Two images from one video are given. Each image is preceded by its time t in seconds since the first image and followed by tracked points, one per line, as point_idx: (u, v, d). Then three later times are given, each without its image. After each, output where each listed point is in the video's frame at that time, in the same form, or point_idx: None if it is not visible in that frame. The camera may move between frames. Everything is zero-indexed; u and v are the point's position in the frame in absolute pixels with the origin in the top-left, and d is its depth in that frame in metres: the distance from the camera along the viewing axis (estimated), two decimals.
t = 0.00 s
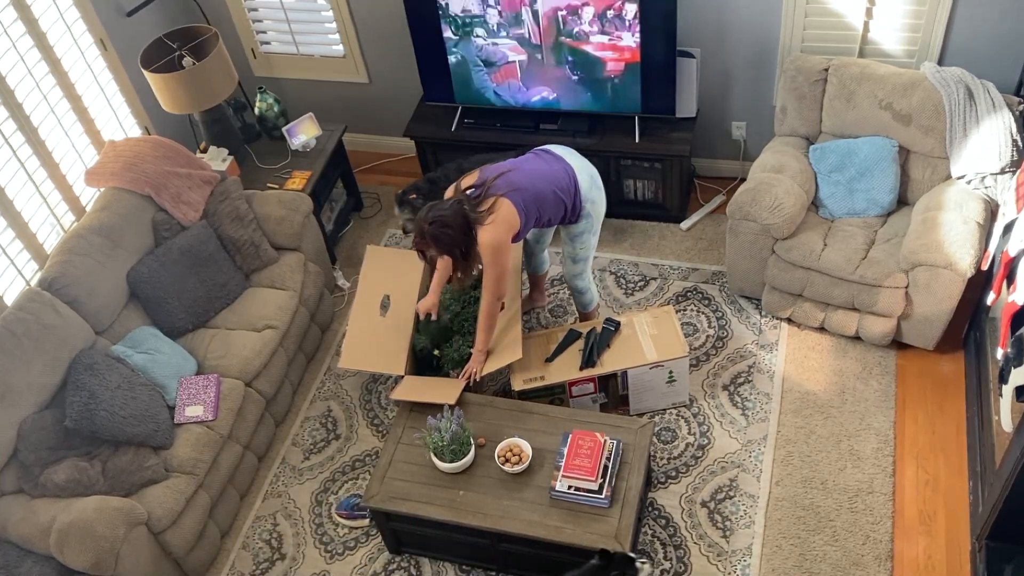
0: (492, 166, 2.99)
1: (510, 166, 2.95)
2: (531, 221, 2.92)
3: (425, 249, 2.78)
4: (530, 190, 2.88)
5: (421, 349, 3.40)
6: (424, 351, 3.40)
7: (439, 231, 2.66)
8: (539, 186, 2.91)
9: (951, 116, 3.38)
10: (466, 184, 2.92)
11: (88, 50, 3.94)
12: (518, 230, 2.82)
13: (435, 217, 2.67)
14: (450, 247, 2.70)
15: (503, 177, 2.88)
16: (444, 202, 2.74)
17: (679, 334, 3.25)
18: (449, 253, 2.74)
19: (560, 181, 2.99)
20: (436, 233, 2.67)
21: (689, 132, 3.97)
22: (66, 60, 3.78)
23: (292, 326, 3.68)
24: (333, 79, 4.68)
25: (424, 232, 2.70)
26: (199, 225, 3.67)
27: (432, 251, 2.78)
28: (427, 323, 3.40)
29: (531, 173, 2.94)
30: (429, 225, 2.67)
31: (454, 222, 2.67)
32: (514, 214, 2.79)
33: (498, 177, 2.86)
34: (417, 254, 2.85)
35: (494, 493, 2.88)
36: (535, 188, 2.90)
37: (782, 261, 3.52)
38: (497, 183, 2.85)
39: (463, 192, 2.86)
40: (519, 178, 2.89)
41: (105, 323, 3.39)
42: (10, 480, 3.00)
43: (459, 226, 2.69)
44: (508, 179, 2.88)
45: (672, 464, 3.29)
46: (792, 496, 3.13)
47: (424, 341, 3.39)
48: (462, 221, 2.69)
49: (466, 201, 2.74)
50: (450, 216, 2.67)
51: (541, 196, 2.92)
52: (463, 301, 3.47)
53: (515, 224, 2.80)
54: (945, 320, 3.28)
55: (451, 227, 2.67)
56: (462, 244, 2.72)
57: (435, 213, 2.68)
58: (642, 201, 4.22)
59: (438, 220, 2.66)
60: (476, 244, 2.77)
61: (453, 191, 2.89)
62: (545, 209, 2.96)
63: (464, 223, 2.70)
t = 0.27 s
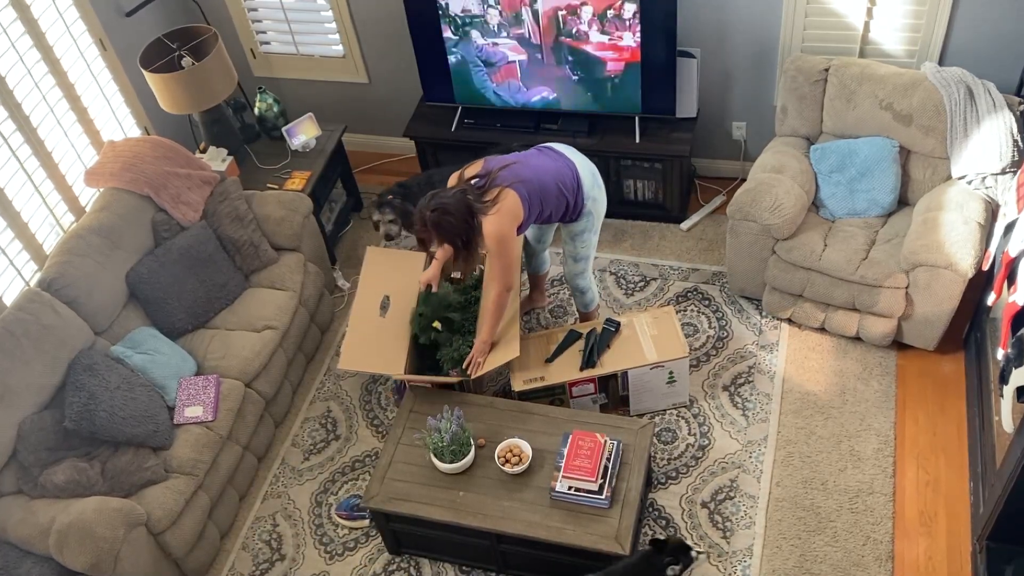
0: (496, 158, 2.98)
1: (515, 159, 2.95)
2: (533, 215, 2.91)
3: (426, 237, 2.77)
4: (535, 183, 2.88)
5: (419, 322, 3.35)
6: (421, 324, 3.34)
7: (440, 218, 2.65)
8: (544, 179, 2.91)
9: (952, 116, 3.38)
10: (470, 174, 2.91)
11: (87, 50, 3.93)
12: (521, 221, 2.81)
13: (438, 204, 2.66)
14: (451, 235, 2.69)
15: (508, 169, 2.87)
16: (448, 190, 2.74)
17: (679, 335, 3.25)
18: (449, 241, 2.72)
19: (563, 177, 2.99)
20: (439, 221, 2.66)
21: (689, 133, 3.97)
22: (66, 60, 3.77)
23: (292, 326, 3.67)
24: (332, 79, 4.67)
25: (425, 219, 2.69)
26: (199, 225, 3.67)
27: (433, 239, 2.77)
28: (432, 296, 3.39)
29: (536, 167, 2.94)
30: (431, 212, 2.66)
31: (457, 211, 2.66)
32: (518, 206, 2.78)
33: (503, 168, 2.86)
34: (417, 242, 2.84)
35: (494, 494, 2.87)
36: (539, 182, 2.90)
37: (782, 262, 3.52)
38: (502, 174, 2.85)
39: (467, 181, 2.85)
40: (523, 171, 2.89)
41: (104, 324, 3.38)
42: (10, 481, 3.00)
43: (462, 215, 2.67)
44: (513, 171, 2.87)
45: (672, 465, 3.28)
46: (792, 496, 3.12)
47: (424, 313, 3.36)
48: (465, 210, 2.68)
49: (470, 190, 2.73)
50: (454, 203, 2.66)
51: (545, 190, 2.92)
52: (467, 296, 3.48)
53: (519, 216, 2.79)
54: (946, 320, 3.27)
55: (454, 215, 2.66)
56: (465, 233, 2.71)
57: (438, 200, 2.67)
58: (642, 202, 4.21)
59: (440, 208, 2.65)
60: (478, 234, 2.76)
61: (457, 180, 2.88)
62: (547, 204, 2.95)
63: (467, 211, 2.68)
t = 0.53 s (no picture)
0: (499, 147, 2.98)
1: (518, 150, 2.95)
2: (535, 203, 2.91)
3: (422, 220, 2.77)
4: (536, 173, 2.88)
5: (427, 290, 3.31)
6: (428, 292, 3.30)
7: (439, 200, 2.65)
8: (546, 171, 2.91)
9: (952, 116, 3.37)
10: (472, 160, 2.90)
11: (87, 50, 3.93)
12: (522, 208, 2.81)
13: (436, 185, 2.67)
14: (448, 217, 2.69)
15: (511, 157, 2.87)
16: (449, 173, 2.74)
17: (680, 336, 3.24)
18: (448, 224, 2.72)
19: (565, 171, 2.99)
20: (437, 202, 2.66)
21: (689, 133, 3.97)
22: (65, 60, 3.77)
23: (292, 327, 3.67)
24: (332, 79, 4.67)
25: (423, 200, 2.69)
26: (199, 226, 3.67)
27: (430, 222, 2.77)
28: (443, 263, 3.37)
29: (539, 158, 2.94)
30: (429, 193, 2.67)
31: (456, 193, 2.66)
32: (520, 193, 2.78)
33: (506, 157, 2.86)
34: (415, 225, 2.84)
35: (494, 495, 2.87)
36: (541, 173, 2.90)
37: (782, 262, 3.51)
38: (505, 162, 2.85)
39: (468, 167, 2.85)
40: (526, 161, 2.89)
41: (104, 324, 3.38)
42: (9, 482, 2.99)
43: (461, 198, 2.68)
44: (516, 160, 2.88)
45: (672, 466, 3.28)
46: (793, 497, 3.12)
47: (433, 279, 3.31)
48: (464, 194, 2.68)
49: (471, 175, 2.73)
50: (452, 185, 2.66)
51: (546, 182, 2.91)
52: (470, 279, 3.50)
53: (521, 202, 2.79)
54: (946, 321, 3.27)
55: (452, 196, 2.66)
56: (462, 216, 2.71)
57: (437, 181, 2.68)
58: (642, 202, 4.21)
59: (438, 189, 2.66)
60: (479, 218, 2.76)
61: (458, 165, 2.88)
62: (548, 196, 2.95)
63: (467, 194, 2.68)
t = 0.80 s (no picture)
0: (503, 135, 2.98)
1: (522, 140, 2.95)
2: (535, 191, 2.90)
3: (418, 196, 2.75)
4: (538, 164, 2.87)
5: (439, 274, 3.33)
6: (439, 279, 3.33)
7: (438, 177, 2.64)
8: (547, 162, 2.91)
9: (953, 116, 3.37)
10: (475, 144, 2.89)
11: (86, 50, 3.93)
12: (521, 194, 2.80)
13: (437, 163, 2.65)
14: (446, 196, 2.67)
15: (514, 145, 2.87)
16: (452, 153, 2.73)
17: (679, 336, 3.24)
18: (445, 203, 2.71)
19: (567, 166, 2.99)
20: (435, 178, 2.64)
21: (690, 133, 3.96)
22: (64, 60, 3.76)
23: (292, 327, 3.66)
24: (332, 79, 4.66)
25: (421, 176, 2.67)
26: (198, 226, 3.66)
27: (426, 200, 2.75)
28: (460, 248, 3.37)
29: (541, 148, 2.94)
30: (429, 169, 2.65)
31: (456, 172, 2.65)
32: (520, 179, 2.78)
33: (510, 144, 2.86)
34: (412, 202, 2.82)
35: (495, 496, 2.86)
36: (543, 164, 2.89)
37: (783, 263, 3.51)
38: (508, 149, 2.84)
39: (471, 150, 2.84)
40: (528, 150, 2.89)
41: (103, 325, 3.37)
42: (8, 482, 2.99)
43: (460, 178, 2.66)
44: (519, 148, 2.87)
45: (673, 466, 3.28)
46: (793, 497, 3.12)
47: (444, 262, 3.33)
48: (464, 174, 2.67)
49: (473, 157, 2.73)
50: (453, 165, 2.65)
51: (547, 173, 2.91)
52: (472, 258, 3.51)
53: (521, 188, 2.79)
54: (947, 321, 3.26)
55: (452, 174, 2.65)
56: (460, 197, 2.70)
57: (438, 159, 2.66)
58: (642, 203, 4.21)
59: (438, 166, 2.64)
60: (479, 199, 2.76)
61: (461, 147, 2.87)
62: (547, 189, 2.94)
63: (468, 173, 2.68)
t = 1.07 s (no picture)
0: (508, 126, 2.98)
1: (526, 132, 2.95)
2: (535, 180, 2.89)
3: (415, 169, 2.72)
4: (538, 155, 2.87)
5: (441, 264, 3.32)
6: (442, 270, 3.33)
7: (437, 152, 2.61)
8: (548, 155, 2.91)
9: (953, 116, 3.36)
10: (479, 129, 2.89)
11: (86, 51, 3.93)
12: (518, 181, 2.80)
13: (438, 137, 2.63)
14: (442, 174, 2.65)
15: (517, 134, 2.87)
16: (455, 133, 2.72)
17: (679, 337, 3.24)
18: (442, 180, 2.68)
19: (567, 163, 3.00)
20: (434, 153, 2.62)
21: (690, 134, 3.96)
22: (63, 60, 3.76)
23: (291, 328, 3.66)
24: (332, 79, 4.66)
25: (420, 149, 2.65)
26: (198, 227, 3.66)
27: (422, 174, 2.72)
28: (461, 237, 3.39)
29: (544, 142, 2.94)
30: (428, 143, 2.62)
31: (455, 149, 2.63)
32: (519, 167, 2.77)
33: (514, 132, 2.86)
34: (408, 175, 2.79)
35: (494, 496, 2.86)
36: (543, 157, 2.89)
37: (783, 263, 3.50)
38: (511, 136, 2.84)
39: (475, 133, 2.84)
40: (530, 141, 2.89)
41: (102, 325, 3.37)
42: (7, 483, 2.98)
43: (459, 156, 2.64)
44: (522, 138, 2.87)
45: (673, 467, 3.27)
46: (793, 498, 3.11)
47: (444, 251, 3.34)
48: (463, 153, 2.65)
49: (475, 139, 2.72)
50: (454, 142, 2.63)
51: (547, 166, 2.90)
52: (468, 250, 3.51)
53: (520, 175, 2.79)
54: (948, 322, 3.26)
55: (451, 151, 2.63)
56: (457, 175, 2.67)
57: (438, 134, 2.64)
58: (643, 203, 4.20)
59: (438, 141, 2.62)
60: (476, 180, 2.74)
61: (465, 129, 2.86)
62: (546, 183, 2.93)
63: (467, 152, 2.67)
